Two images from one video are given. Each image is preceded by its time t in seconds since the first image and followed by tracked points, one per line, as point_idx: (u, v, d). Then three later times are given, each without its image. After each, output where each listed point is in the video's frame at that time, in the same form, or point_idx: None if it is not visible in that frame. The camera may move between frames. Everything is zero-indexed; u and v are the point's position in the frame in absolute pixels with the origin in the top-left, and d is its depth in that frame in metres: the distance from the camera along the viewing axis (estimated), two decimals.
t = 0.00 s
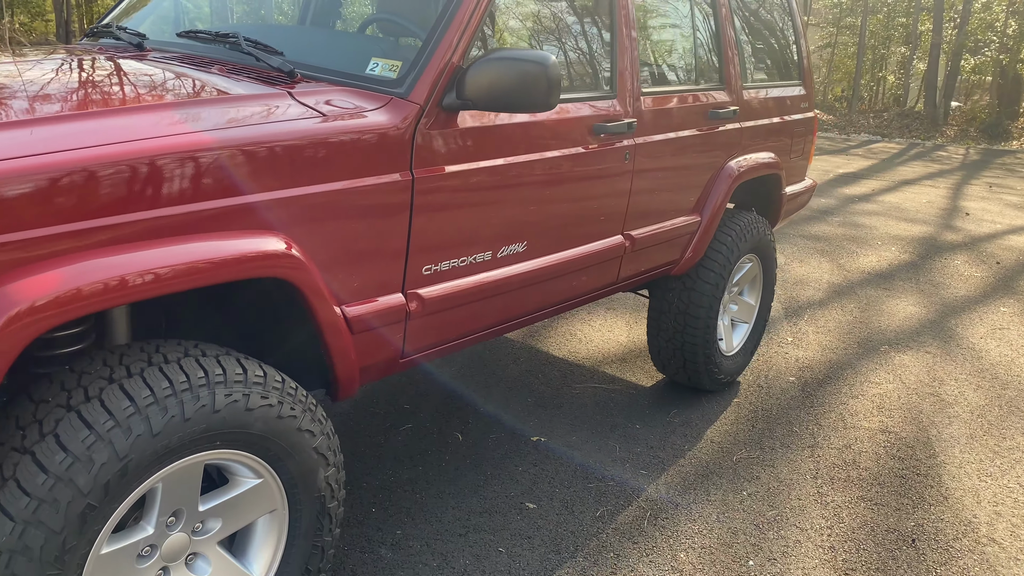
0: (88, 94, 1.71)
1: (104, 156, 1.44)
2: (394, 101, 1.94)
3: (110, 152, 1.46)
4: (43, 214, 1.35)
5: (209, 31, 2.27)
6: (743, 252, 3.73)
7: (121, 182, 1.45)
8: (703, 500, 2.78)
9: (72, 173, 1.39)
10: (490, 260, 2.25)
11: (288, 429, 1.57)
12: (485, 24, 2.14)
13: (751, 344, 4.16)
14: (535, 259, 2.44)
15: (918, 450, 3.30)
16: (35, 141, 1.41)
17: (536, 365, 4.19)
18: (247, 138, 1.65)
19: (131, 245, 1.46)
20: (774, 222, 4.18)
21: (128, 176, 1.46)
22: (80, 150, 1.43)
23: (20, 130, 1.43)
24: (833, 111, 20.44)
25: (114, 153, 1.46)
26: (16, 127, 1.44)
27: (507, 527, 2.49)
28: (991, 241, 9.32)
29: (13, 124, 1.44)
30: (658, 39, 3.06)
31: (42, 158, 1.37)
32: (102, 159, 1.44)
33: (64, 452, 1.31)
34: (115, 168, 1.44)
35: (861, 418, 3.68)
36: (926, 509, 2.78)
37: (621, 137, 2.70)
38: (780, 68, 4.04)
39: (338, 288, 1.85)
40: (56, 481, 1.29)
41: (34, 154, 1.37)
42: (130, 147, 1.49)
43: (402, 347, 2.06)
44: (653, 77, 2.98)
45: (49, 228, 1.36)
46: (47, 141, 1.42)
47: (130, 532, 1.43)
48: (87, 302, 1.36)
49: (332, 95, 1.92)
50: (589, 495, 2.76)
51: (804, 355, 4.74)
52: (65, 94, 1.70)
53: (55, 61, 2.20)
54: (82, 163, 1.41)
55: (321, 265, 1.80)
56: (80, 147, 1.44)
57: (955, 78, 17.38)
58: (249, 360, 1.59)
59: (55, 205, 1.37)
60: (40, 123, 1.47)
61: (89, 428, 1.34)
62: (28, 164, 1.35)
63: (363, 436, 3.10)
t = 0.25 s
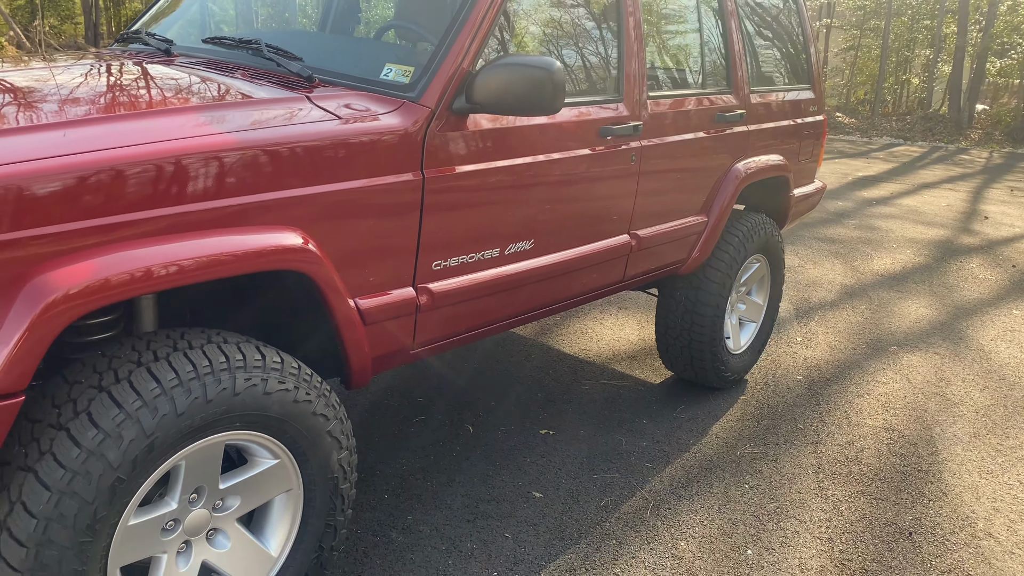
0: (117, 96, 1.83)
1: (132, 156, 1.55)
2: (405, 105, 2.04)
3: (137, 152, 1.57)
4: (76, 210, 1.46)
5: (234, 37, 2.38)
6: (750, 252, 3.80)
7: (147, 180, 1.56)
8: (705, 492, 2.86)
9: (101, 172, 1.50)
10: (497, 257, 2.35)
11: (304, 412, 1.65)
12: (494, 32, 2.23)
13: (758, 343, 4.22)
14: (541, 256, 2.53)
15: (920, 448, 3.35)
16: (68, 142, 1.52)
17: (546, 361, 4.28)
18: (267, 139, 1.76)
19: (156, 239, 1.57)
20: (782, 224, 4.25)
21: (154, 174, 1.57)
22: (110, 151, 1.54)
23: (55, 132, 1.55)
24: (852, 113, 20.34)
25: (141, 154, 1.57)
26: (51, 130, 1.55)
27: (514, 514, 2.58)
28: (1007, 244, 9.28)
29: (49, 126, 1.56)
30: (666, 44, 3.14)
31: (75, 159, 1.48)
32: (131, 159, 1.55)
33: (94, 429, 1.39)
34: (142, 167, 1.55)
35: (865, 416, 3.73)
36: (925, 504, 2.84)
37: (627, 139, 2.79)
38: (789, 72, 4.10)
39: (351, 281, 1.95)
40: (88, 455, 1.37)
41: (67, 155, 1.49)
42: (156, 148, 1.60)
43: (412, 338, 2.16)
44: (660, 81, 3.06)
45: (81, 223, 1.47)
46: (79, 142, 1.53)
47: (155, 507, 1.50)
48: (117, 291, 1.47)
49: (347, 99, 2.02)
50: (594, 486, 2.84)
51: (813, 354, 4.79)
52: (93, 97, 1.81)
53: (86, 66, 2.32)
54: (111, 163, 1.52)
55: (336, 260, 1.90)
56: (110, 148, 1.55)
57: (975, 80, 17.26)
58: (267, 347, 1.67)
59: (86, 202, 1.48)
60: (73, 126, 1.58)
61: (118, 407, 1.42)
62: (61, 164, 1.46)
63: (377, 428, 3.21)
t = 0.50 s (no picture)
0: (145, 100, 1.94)
1: (159, 157, 1.65)
2: (414, 109, 2.12)
3: (164, 153, 1.66)
4: (105, 207, 1.56)
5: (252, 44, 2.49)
6: (758, 254, 3.84)
7: (173, 180, 1.65)
8: (708, 488, 2.91)
9: (129, 172, 1.59)
10: (503, 256, 2.42)
11: (312, 402, 1.73)
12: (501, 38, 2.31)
13: (768, 344, 4.26)
14: (548, 256, 2.60)
15: (925, 449, 3.38)
16: (100, 144, 1.62)
17: (557, 360, 4.34)
18: (288, 141, 1.85)
19: (177, 235, 1.66)
20: (792, 226, 4.28)
21: (179, 174, 1.66)
22: (138, 152, 1.64)
23: (88, 134, 1.65)
24: (874, 115, 20.18)
25: (168, 154, 1.66)
26: (85, 132, 1.65)
27: (519, 506, 2.66)
28: None
29: (82, 129, 1.67)
30: (674, 49, 3.20)
31: (106, 159, 1.58)
32: (158, 160, 1.64)
33: (114, 415, 1.48)
34: (168, 168, 1.65)
35: (873, 418, 3.76)
36: (926, 503, 2.87)
37: (633, 143, 2.85)
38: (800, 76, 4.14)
39: (361, 278, 2.04)
40: (109, 438, 1.46)
41: (98, 156, 1.58)
42: (182, 149, 1.69)
43: (419, 334, 2.24)
44: (667, 85, 3.12)
45: (110, 220, 1.57)
46: (110, 144, 1.63)
47: (171, 489, 1.59)
48: (140, 283, 1.56)
49: (359, 103, 2.11)
50: (599, 480, 2.91)
51: (823, 356, 4.81)
52: (123, 101, 1.92)
53: (114, 71, 2.43)
54: (138, 164, 1.61)
55: (347, 257, 1.99)
56: (139, 149, 1.65)
57: (1000, 82, 17.06)
58: (279, 340, 1.75)
59: (113, 200, 1.57)
60: (104, 128, 1.69)
61: (138, 393, 1.51)
62: (91, 164, 1.56)
63: (390, 422, 3.30)
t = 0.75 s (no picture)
0: (169, 99, 1.99)
1: (179, 153, 1.70)
2: (421, 109, 2.16)
3: (186, 149, 1.72)
4: (127, 201, 1.61)
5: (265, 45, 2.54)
6: (768, 255, 3.84)
7: (192, 176, 1.71)
8: (714, 487, 2.92)
9: (151, 168, 1.65)
10: (510, 254, 2.44)
11: (317, 395, 1.77)
12: (509, 39, 2.35)
13: (778, 345, 4.25)
14: (555, 254, 2.63)
15: (935, 451, 3.37)
16: (124, 140, 1.68)
17: (567, 359, 4.37)
18: (307, 138, 1.91)
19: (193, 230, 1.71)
20: (805, 228, 4.27)
21: (199, 170, 1.72)
22: (160, 148, 1.69)
23: (113, 130, 1.71)
24: (894, 116, 19.99)
25: (190, 150, 1.71)
26: (109, 128, 1.71)
27: (525, 502, 2.69)
28: None
29: (108, 125, 1.72)
30: (684, 50, 3.21)
31: (129, 154, 1.64)
32: (179, 156, 1.70)
33: (122, 405, 1.51)
34: (189, 164, 1.70)
35: (883, 419, 3.74)
36: (934, 505, 2.86)
37: (641, 143, 2.87)
38: (813, 77, 4.13)
39: (368, 274, 2.08)
40: (118, 428, 1.50)
41: (122, 151, 1.64)
42: (204, 145, 1.75)
43: (425, 329, 2.28)
44: (677, 85, 3.13)
45: (131, 213, 1.62)
46: (132, 140, 1.69)
47: (180, 478, 1.64)
48: (156, 276, 1.61)
49: (366, 103, 2.14)
50: (605, 478, 2.93)
51: (835, 357, 4.79)
52: (145, 100, 1.97)
53: (132, 71, 2.49)
54: (159, 160, 1.66)
55: (354, 254, 2.03)
56: (162, 145, 1.70)
57: None
58: (285, 333, 1.79)
59: (135, 195, 1.63)
60: (125, 125, 1.74)
61: (146, 383, 1.54)
62: (113, 159, 1.61)
63: (399, 419, 3.34)
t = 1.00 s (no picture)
0: (194, 98, 2.03)
1: (201, 147, 1.77)
2: (426, 107, 2.20)
3: (207, 143, 1.79)
4: (147, 192, 1.68)
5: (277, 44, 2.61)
6: (777, 255, 3.85)
7: (213, 169, 1.78)
8: (718, 483, 2.94)
9: (173, 161, 1.72)
10: (514, 251, 2.48)
11: (320, 385, 1.82)
12: (514, 39, 2.38)
13: (788, 344, 4.24)
14: (559, 251, 2.66)
15: (943, 452, 3.35)
16: (148, 134, 1.76)
17: (577, 357, 4.39)
18: (324, 133, 1.98)
19: (211, 221, 1.77)
20: (816, 228, 4.26)
21: (220, 164, 1.79)
22: (182, 142, 1.76)
23: (137, 124, 1.79)
24: (916, 117, 19.76)
25: (211, 144, 1.79)
26: (133, 123, 1.79)
27: (528, 496, 2.72)
28: None
29: (133, 119, 1.80)
30: (693, 49, 3.23)
31: (151, 148, 1.71)
32: (201, 149, 1.77)
33: (127, 391, 1.56)
34: (210, 158, 1.77)
35: (892, 419, 3.73)
36: (939, 505, 2.86)
37: (647, 141, 2.89)
38: (826, 76, 4.12)
39: (372, 269, 2.12)
40: (124, 413, 1.55)
41: (143, 145, 1.71)
42: (224, 139, 1.82)
43: (430, 323, 2.32)
44: (684, 85, 3.15)
45: (151, 204, 1.69)
46: (153, 134, 1.76)
47: (185, 464, 1.69)
48: (176, 265, 1.68)
49: (371, 101, 2.19)
50: (610, 473, 2.96)
51: (847, 358, 4.77)
52: (172, 98, 2.03)
53: (148, 70, 2.57)
54: (181, 153, 1.73)
55: (357, 249, 2.07)
56: (183, 139, 1.78)
57: None
58: (288, 325, 1.83)
59: (157, 187, 1.70)
60: (149, 120, 1.82)
61: (151, 371, 1.59)
62: (136, 153, 1.68)
63: (408, 414, 3.38)
